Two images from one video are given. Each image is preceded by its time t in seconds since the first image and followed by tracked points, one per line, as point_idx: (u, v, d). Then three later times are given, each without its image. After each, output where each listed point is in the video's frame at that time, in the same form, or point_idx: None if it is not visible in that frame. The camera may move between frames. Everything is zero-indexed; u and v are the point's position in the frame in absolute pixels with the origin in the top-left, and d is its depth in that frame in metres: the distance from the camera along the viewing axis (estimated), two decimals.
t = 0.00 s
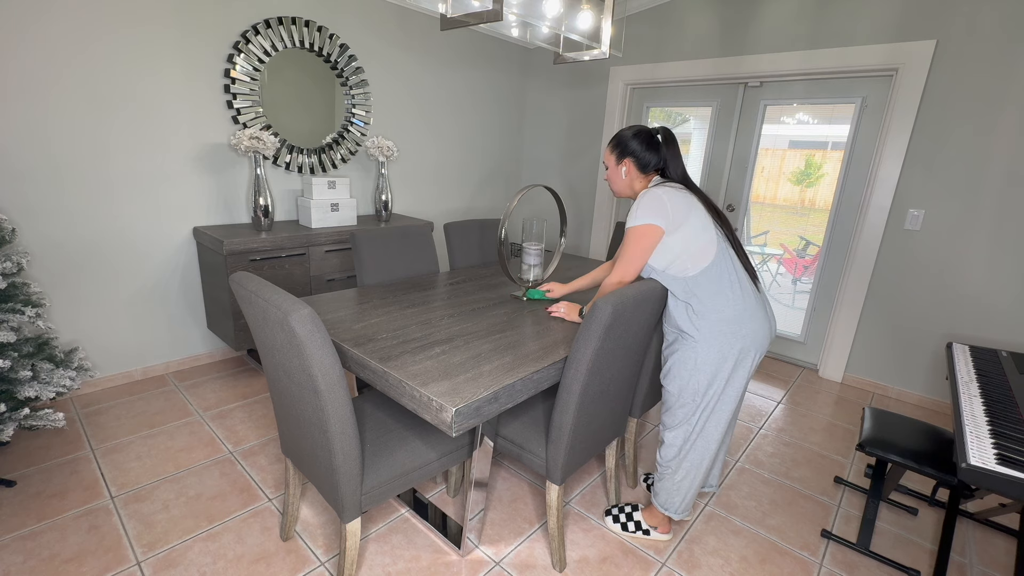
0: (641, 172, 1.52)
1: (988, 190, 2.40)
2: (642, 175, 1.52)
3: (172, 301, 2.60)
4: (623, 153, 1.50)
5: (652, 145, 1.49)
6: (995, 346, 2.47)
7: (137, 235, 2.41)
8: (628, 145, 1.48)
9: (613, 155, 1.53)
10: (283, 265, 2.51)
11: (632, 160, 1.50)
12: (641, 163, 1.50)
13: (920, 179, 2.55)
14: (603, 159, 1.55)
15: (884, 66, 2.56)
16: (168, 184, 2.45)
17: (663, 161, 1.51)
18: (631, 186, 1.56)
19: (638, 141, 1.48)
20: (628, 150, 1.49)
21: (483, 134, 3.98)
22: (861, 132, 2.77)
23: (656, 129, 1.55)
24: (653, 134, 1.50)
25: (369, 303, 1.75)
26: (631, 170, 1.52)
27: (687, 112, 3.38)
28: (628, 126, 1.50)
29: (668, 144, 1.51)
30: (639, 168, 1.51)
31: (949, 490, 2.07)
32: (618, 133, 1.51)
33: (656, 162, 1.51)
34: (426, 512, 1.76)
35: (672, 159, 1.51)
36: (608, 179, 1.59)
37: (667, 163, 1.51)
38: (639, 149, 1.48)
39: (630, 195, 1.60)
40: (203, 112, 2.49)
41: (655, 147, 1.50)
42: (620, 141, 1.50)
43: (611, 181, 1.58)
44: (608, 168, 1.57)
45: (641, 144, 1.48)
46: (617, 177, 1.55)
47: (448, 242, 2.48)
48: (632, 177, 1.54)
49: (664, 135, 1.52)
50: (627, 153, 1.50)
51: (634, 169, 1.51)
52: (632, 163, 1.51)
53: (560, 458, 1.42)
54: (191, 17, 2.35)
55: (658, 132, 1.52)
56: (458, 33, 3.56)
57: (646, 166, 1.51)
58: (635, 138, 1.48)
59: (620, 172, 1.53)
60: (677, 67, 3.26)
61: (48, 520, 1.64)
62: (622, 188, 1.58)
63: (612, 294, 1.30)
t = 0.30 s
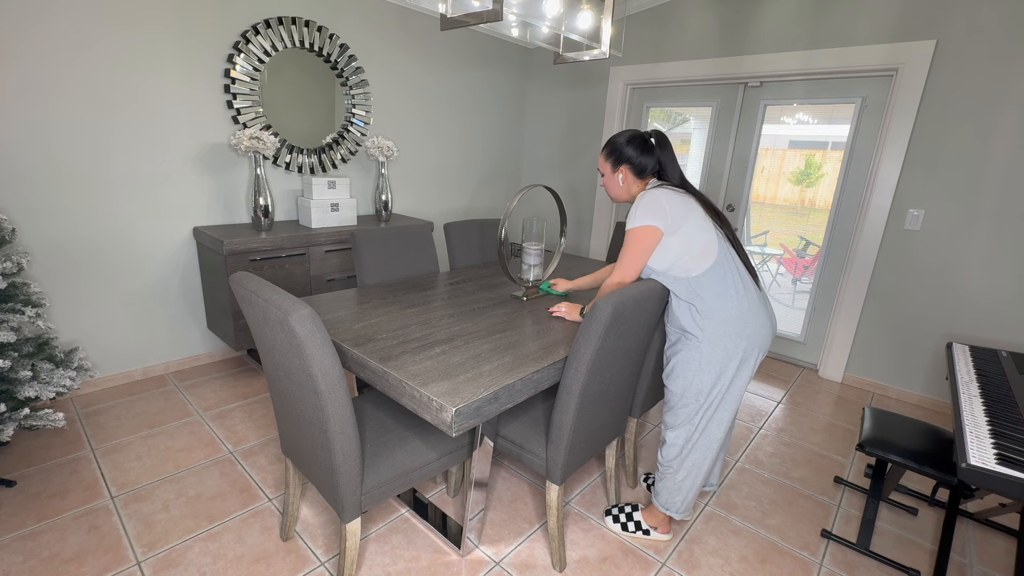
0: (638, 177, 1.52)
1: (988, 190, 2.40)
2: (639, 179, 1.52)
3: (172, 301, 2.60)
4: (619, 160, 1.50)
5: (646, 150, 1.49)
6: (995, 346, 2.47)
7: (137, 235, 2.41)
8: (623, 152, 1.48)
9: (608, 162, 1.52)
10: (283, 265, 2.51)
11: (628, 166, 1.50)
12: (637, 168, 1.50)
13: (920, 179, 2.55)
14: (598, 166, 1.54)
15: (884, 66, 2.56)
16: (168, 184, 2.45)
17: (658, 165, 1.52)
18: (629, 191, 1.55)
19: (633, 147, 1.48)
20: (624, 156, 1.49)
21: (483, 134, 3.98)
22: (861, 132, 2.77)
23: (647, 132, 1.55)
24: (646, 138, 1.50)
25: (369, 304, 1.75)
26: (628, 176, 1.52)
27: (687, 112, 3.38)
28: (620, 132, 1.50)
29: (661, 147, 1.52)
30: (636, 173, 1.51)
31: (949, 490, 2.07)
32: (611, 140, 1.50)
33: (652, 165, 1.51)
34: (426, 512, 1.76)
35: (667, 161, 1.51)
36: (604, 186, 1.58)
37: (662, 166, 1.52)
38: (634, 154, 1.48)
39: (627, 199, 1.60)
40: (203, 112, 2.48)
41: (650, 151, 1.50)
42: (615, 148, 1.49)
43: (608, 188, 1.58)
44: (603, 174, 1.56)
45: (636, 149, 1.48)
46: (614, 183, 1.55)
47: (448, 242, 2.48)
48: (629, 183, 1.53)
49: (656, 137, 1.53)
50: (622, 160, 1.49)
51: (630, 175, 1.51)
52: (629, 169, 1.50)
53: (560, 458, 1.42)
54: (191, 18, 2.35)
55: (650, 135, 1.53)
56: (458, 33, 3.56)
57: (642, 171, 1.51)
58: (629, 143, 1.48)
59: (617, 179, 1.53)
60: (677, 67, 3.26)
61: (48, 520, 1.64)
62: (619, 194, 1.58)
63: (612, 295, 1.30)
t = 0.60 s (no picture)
0: (646, 171, 1.52)
1: (987, 190, 2.40)
2: (646, 175, 1.52)
3: (172, 301, 2.60)
4: (627, 155, 1.49)
5: (655, 145, 1.49)
6: (995, 346, 2.47)
7: (137, 235, 2.41)
8: (631, 146, 1.48)
9: (616, 155, 1.52)
10: (283, 265, 2.51)
11: (636, 161, 1.50)
12: (645, 162, 1.50)
13: (920, 179, 2.56)
14: (606, 159, 1.54)
15: (884, 66, 2.56)
16: (168, 184, 2.45)
17: (666, 160, 1.51)
18: (636, 186, 1.55)
19: (642, 141, 1.48)
20: (631, 151, 1.49)
21: (483, 133, 3.98)
22: (860, 132, 2.77)
23: (656, 127, 1.55)
24: (654, 133, 1.50)
25: (369, 304, 1.75)
26: (636, 171, 1.52)
27: (687, 112, 3.38)
28: (629, 126, 1.49)
29: (669, 141, 1.51)
30: (644, 168, 1.51)
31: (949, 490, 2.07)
32: (619, 133, 1.50)
33: (660, 160, 1.51)
34: (426, 512, 1.76)
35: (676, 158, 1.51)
36: (610, 179, 1.58)
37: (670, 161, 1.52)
38: (642, 149, 1.48)
39: (633, 194, 1.60)
40: (203, 112, 2.48)
41: (658, 145, 1.50)
42: (623, 141, 1.49)
43: (614, 182, 1.57)
44: (611, 168, 1.56)
45: (645, 144, 1.48)
46: (621, 177, 1.54)
47: (448, 242, 2.48)
48: (637, 177, 1.53)
49: (665, 132, 1.52)
50: (631, 154, 1.49)
51: (638, 169, 1.51)
52: (637, 163, 1.50)
53: (560, 458, 1.42)
54: (191, 18, 2.35)
55: (659, 130, 1.52)
56: (457, 33, 3.56)
57: (650, 166, 1.51)
58: (638, 138, 1.48)
59: (624, 173, 1.53)
60: (677, 67, 3.26)
61: (48, 520, 1.64)
62: (625, 188, 1.57)
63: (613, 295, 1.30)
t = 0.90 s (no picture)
0: (634, 180, 1.53)
1: (987, 190, 2.40)
2: (635, 183, 1.53)
3: (172, 301, 2.60)
4: (620, 160, 1.51)
5: (649, 156, 1.50)
6: (995, 345, 2.47)
7: (137, 235, 2.41)
8: (626, 152, 1.50)
9: (610, 159, 1.54)
10: (283, 265, 2.51)
11: (628, 167, 1.51)
12: (637, 171, 1.51)
13: (920, 179, 2.56)
14: (601, 162, 1.56)
15: (884, 65, 2.56)
16: (168, 184, 2.45)
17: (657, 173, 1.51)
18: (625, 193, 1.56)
19: (636, 150, 1.49)
20: (626, 156, 1.50)
21: (482, 133, 3.97)
22: (860, 132, 2.77)
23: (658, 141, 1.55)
24: (651, 145, 1.51)
25: (369, 303, 1.75)
26: (627, 177, 1.53)
27: (687, 112, 3.38)
28: (628, 134, 1.52)
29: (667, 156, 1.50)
30: (635, 176, 1.52)
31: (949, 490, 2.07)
32: (618, 139, 1.52)
33: (650, 173, 1.51)
34: (426, 512, 1.76)
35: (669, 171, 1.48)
36: (604, 183, 1.60)
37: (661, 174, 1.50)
38: (636, 157, 1.49)
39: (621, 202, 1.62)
40: (203, 112, 2.48)
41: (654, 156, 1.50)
42: (619, 147, 1.51)
43: (607, 187, 1.60)
44: (605, 171, 1.58)
45: (639, 153, 1.49)
46: (612, 182, 1.57)
47: (448, 242, 2.48)
48: (626, 184, 1.54)
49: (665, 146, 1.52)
50: (624, 159, 1.51)
51: (629, 175, 1.52)
52: (628, 170, 1.51)
53: (560, 458, 1.42)
54: (191, 18, 2.35)
55: (658, 143, 1.53)
56: (457, 33, 3.56)
57: (640, 176, 1.51)
58: (634, 147, 1.49)
59: (616, 177, 1.55)
60: (677, 67, 3.26)
61: (48, 520, 1.64)
62: (615, 195, 1.59)
63: (611, 296, 1.31)
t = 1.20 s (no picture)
0: (631, 182, 1.51)
1: (988, 190, 2.40)
2: (632, 185, 1.52)
3: (172, 301, 2.60)
4: (616, 163, 1.51)
5: (644, 157, 1.49)
6: (995, 345, 2.47)
7: (138, 235, 2.41)
8: (621, 155, 1.49)
9: (606, 164, 1.54)
10: (283, 265, 2.51)
11: (624, 170, 1.50)
12: (632, 173, 1.50)
13: (920, 179, 2.56)
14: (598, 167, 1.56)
15: (884, 65, 2.56)
16: (169, 184, 2.45)
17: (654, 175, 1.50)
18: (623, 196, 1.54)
19: (632, 151, 1.49)
20: (621, 159, 1.50)
21: (482, 133, 3.97)
22: (860, 132, 2.77)
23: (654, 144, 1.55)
24: (647, 148, 1.50)
25: (369, 303, 1.75)
26: (623, 179, 1.51)
27: (687, 112, 3.38)
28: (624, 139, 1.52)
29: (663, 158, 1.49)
30: (631, 178, 1.51)
31: (949, 491, 2.07)
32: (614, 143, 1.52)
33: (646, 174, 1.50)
34: (426, 512, 1.76)
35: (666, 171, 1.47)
36: (600, 189, 1.60)
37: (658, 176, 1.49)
38: (631, 159, 1.49)
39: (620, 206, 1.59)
40: (202, 112, 2.48)
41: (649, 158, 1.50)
42: (615, 151, 1.51)
43: (604, 192, 1.59)
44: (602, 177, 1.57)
45: (635, 155, 1.49)
46: (609, 186, 1.55)
47: (448, 242, 2.48)
48: (623, 187, 1.53)
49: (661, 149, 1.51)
50: (619, 162, 1.50)
51: (625, 177, 1.51)
52: (624, 173, 1.51)
53: (560, 457, 1.42)
54: (190, 18, 2.35)
55: (654, 147, 1.52)
56: (457, 33, 3.56)
57: (636, 178, 1.50)
58: (629, 149, 1.49)
59: (612, 181, 1.53)
60: (677, 67, 3.26)
61: (48, 520, 1.64)
62: (613, 199, 1.58)
63: (612, 296, 1.31)
